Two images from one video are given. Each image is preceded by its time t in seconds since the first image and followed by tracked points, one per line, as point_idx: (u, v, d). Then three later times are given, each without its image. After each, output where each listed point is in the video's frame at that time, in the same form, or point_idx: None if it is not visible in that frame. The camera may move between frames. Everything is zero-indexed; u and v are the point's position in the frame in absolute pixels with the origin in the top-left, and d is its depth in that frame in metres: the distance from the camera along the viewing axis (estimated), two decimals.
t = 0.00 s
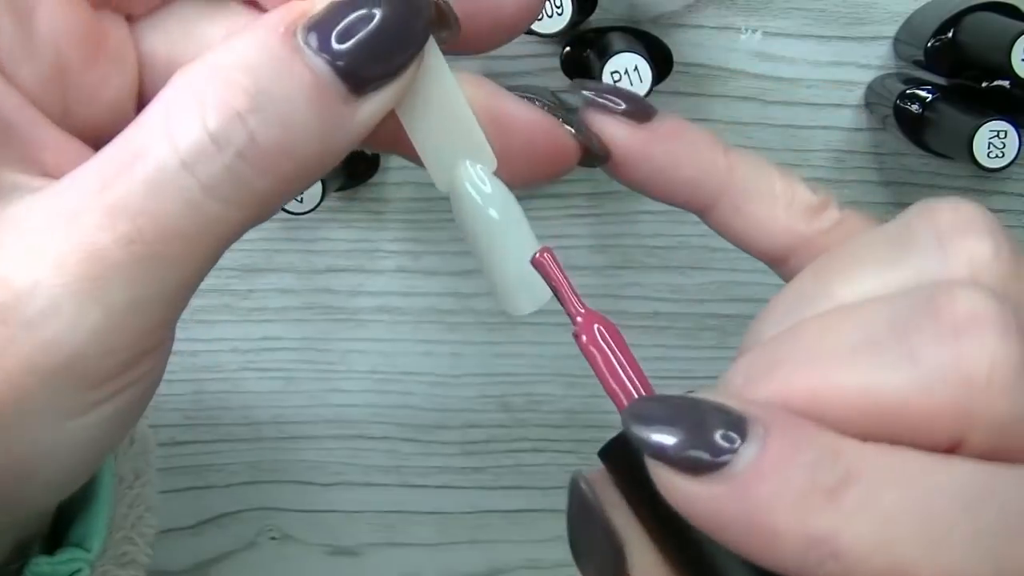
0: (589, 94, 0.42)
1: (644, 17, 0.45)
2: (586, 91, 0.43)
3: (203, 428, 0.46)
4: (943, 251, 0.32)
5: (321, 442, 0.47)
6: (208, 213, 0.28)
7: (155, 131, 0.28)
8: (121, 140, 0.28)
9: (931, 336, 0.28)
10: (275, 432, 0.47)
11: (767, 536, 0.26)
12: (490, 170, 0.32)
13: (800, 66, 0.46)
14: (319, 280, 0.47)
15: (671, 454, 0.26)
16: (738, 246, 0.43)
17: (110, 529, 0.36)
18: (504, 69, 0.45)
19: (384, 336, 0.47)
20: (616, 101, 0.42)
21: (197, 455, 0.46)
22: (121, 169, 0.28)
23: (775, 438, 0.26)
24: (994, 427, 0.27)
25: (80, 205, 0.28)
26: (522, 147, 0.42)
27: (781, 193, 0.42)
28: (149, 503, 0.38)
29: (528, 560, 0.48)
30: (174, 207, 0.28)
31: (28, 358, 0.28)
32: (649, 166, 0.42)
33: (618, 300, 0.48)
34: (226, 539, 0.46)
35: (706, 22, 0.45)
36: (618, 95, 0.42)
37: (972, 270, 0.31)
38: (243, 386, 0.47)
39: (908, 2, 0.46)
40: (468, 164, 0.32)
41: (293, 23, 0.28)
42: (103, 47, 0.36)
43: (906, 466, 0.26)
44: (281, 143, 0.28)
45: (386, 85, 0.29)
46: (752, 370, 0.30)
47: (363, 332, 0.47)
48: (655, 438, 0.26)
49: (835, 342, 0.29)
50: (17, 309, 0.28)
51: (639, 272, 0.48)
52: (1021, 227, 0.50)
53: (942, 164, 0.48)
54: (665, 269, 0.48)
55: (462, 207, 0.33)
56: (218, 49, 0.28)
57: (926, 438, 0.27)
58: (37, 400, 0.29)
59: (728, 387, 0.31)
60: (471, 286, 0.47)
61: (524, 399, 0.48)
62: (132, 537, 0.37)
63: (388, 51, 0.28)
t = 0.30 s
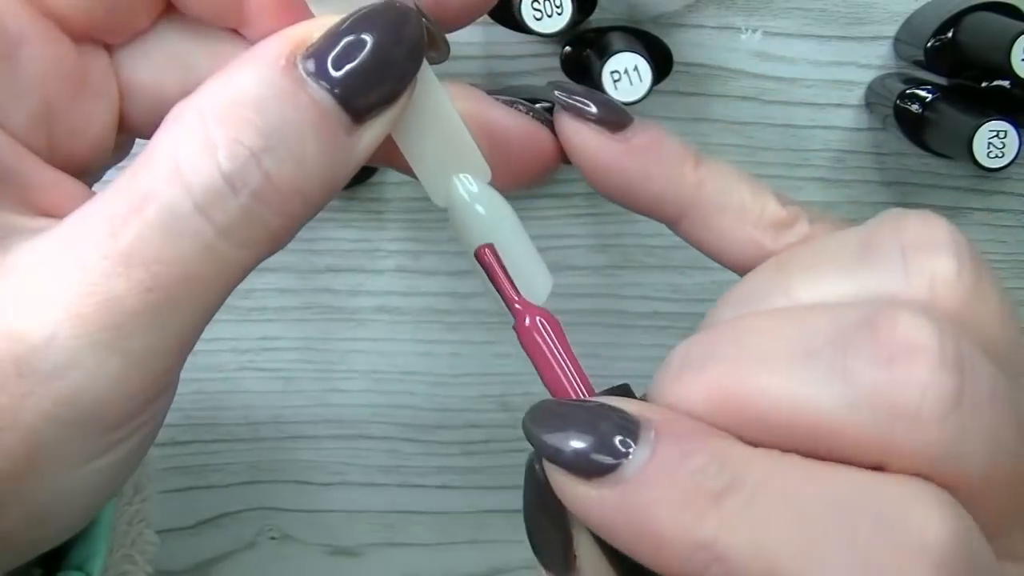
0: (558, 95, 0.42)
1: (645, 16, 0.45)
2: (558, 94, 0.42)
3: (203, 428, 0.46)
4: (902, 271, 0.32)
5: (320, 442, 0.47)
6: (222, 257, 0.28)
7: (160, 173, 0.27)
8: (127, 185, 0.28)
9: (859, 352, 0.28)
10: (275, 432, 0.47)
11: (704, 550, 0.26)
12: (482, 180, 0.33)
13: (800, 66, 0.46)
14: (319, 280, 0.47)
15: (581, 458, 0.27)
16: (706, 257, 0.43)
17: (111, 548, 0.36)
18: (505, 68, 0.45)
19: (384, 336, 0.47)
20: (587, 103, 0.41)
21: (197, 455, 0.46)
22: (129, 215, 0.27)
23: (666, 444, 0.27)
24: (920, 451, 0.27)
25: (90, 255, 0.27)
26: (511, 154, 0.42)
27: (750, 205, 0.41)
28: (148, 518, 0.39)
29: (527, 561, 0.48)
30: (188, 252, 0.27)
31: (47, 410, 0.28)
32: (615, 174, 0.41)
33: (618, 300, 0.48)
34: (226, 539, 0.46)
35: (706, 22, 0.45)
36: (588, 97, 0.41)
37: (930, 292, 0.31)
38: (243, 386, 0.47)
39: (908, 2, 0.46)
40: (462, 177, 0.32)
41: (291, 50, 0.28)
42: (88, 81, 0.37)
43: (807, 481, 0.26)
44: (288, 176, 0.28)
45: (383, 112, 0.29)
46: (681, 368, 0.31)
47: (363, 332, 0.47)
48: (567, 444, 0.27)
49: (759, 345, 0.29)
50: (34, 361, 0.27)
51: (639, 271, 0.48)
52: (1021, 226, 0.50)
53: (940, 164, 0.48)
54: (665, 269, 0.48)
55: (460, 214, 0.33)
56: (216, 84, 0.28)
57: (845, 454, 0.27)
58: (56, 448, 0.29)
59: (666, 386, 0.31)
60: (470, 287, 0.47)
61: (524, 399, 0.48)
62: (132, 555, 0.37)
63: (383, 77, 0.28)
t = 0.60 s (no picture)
0: (556, 83, 0.41)
1: (645, 16, 0.45)
2: (553, 81, 0.41)
3: (203, 428, 0.46)
4: (858, 230, 0.33)
5: (321, 442, 0.47)
6: (230, 242, 0.28)
7: (169, 161, 0.27)
8: (135, 174, 0.28)
9: (805, 297, 0.29)
10: (275, 432, 0.47)
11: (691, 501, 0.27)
12: (483, 167, 0.33)
13: (800, 66, 0.46)
14: (319, 280, 0.47)
15: (560, 393, 0.28)
16: (698, 244, 0.44)
17: (114, 542, 0.37)
18: (505, 68, 0.45)
19: (384, 336, 0.47)
20: (581, 90, 0.41)
21: (197, 455, 0.46)
22: (138, 201, 0.27)
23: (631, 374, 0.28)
24: (857, 383, 0.29)
25: (100, 240, 0.27)
26: (510, 143, 0.42)
27: (741, 192, 0.41)
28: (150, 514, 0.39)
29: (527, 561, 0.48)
30: (198, 238, 0.28)
31: (57, 394, 0.28)
32: (605, 156, 0.41)
33: (618, 300, 0.48)
34: (226, 539, 0.46)
35: (706, 22, 0.45)
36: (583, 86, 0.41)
37: (882, 249, 0.32)
38: (243, 387, 0.47)
39: (907, 2, 0.46)
40: (462, 163, 0.32)
41: (294, 41, 0.27)
42: (90, 71, 0.37)
43: (752, 407, 0.28)
44: (297, 163, 0.28)
45: (386, 100, 0.29)
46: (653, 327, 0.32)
47: (363, 332, 0.47)
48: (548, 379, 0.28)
49: (721, 299, 0.31)
50: (43, 348, 0.28)
51: (639, 272, 0.48)
52: (1021, 226, 0.50)
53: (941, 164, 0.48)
54: (665, 269, 0.48)
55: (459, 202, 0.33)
56: (223, 72, 0.28)
57: (789, 386, 0.29)
58: (64, 433, 0.29)
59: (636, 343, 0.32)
60: (471, 286, 0.47)
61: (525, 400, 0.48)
62: (135, 550, 0.38)
63: (385, 67, 0.28)
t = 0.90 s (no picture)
0: (558, 93, 0.42)
1: (644, 16, 0.45)
2: (557, 91, 0.42)
3: (203, 428, 0.46)
4: (902, 235, 0.33)
5: (321, 442, 0.47)
6: (237, 246, 0.28)
7: (178, 164, 0.27)
8: (143, 176, 0.28)
9: (875, 301, 0.29)
10: (275, 433, 0.47)
11: (679, 480, 0.27)
12: (485, 176, 0.33)
13: (800, 66, 0.46)
14: (319, 280, 0.47)
15: (605, 407, 0.28)
16: (703, 251, 0.44)
17: (116, 542, 0.37)
18: (504, 68, 0.45)
19: (384, 336, 0.47)
20: (587, 102, 0.42)
21: (197, 455, 0.46)
22: (146, 205, 0.27)
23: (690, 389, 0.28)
24: (929, 390, 0.28)
25: (107, 243, 0.27)
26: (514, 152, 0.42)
27: (747, 201, 0.42)
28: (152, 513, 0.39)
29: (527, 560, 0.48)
30: (206, 242, 0.28)
31: (64, 397, 0.28)
32: (609, 168, 0.41)
33: (618, 300, 0.48)
34: (226, 539, 0.46)
35: (706, 22, 0.45)
36: (589, 97, 0.42)
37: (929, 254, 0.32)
38: (243, 386, 0.47)
39: (908, 2, 0.46)
40: (467, 173, 0.33)
41: (301, 46, 0.28)
42: (96, 74, 0.37)
43: (854, 416, 0.27)
44: (305, 167, 0.28)
45: (392, 106, 0.29)
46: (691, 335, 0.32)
47: (363, 332, 0.47)
48: (586, 394, 0.28)
49: (767, 301, 0.31)
50: (52, 350, 0.28)
51: (639, 272, 0.48)
52: (1021, 226, 0.50)
53: (941, 164, 0.48)
54: (665, 269, 0.48)
55: (463, 212, 0.33)
56: (231, 76, 0.28)
57: (856, 393, 0.28)
58: (71, 436, 0.29)
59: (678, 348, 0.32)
60: (471, 286, 0.47)
61: (525, 400, 0.48)
62: (136, 550, 0.38)
63: (390, 72, 0.28)
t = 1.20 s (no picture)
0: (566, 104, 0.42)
1: (644, 16, 0.45)
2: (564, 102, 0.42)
3: (203, 428, 0.46)
4: (897, 220, 0.34)
5: (321, 442, 0.47)
6: (248, 228, 0.28)
7: (191, 149, 0.28)
8: (155, 160, 0.28)
9: (889, 272, 0.30)
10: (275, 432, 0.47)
11: (729, 464, 0.27)
12: (489, 168, 0.33)
13: (800, 66, 0.46)
14: (319, 280, 0.47)
15: (673, 432, 0.28)
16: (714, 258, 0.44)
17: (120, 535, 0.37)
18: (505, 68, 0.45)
19: (384, 336, 0.47)
20: (590, 112, 0.42)
21: (197, 455, 0.46)
22: (158, 188, 0.27)
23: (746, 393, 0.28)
24: (960, 343, 0.28)
25: (118, 226, 0.27)
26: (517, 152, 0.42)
27: (751, 202, 0.42)
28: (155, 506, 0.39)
29: (528, 561, 0.48)
30: (217, 224, 0.28)
31: (75, 379, 0.28)
32: (615, 172, 0.41)
33: (618, 300, 0.48)
34: (226, 539, 0.46)
35: (706, 22, 0.45)
36: (591, 107, 0.42)
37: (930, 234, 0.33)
38: (243, 386, 0.47)
39: (908, 2, 0.46)
40: (468, 164, 0.33)
41: (310, 35, 0.28)
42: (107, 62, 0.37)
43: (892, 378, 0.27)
44: (315, 151, 0.28)
45: (399, 95, 0.29)
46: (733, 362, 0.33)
47: (363, 332, 0.47)
48: (658, 419, 0.29)
49: (792, 316, 0.32)
50: (63, 332, 0.28)
51: (639, 272, 0.48)
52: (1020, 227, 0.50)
53: (941, 164, 0.48)
54: (665, 269, 0.48)
55: (463, 205, 0.33)
56: (242, 63, 0.28)
57: (885, 364, 0.29)
58: (81, 419, 0.29)
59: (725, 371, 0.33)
60: (471, 286, 0.47)
61: (525, 400, 0.48)
62: (139, 543, 0.38)
63: (397, 61, 0.28)
